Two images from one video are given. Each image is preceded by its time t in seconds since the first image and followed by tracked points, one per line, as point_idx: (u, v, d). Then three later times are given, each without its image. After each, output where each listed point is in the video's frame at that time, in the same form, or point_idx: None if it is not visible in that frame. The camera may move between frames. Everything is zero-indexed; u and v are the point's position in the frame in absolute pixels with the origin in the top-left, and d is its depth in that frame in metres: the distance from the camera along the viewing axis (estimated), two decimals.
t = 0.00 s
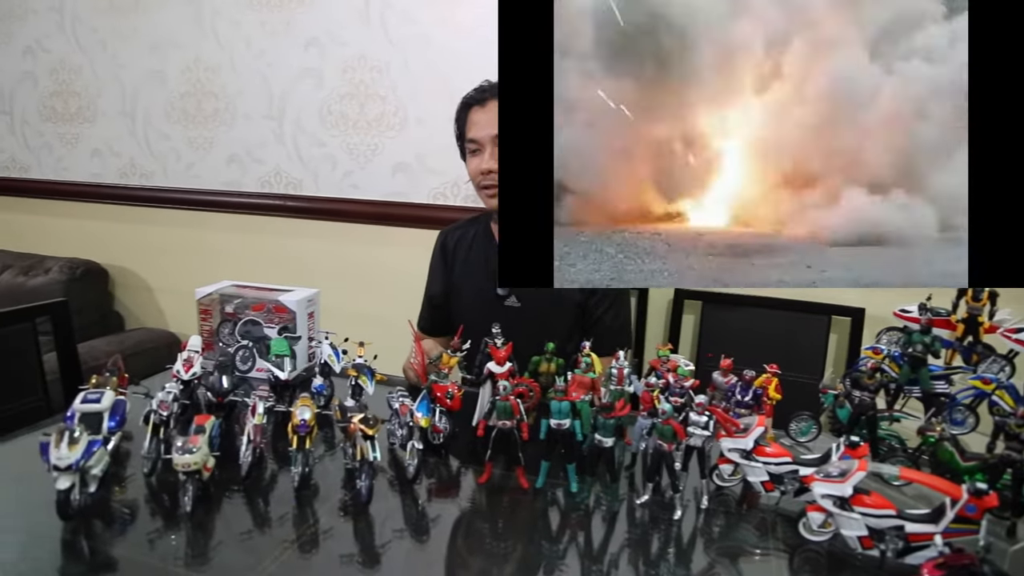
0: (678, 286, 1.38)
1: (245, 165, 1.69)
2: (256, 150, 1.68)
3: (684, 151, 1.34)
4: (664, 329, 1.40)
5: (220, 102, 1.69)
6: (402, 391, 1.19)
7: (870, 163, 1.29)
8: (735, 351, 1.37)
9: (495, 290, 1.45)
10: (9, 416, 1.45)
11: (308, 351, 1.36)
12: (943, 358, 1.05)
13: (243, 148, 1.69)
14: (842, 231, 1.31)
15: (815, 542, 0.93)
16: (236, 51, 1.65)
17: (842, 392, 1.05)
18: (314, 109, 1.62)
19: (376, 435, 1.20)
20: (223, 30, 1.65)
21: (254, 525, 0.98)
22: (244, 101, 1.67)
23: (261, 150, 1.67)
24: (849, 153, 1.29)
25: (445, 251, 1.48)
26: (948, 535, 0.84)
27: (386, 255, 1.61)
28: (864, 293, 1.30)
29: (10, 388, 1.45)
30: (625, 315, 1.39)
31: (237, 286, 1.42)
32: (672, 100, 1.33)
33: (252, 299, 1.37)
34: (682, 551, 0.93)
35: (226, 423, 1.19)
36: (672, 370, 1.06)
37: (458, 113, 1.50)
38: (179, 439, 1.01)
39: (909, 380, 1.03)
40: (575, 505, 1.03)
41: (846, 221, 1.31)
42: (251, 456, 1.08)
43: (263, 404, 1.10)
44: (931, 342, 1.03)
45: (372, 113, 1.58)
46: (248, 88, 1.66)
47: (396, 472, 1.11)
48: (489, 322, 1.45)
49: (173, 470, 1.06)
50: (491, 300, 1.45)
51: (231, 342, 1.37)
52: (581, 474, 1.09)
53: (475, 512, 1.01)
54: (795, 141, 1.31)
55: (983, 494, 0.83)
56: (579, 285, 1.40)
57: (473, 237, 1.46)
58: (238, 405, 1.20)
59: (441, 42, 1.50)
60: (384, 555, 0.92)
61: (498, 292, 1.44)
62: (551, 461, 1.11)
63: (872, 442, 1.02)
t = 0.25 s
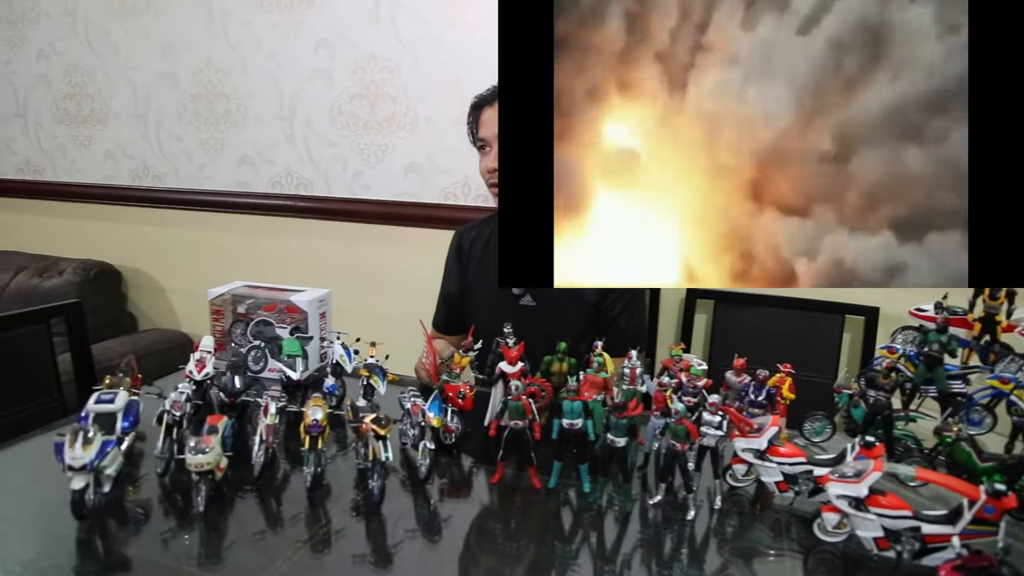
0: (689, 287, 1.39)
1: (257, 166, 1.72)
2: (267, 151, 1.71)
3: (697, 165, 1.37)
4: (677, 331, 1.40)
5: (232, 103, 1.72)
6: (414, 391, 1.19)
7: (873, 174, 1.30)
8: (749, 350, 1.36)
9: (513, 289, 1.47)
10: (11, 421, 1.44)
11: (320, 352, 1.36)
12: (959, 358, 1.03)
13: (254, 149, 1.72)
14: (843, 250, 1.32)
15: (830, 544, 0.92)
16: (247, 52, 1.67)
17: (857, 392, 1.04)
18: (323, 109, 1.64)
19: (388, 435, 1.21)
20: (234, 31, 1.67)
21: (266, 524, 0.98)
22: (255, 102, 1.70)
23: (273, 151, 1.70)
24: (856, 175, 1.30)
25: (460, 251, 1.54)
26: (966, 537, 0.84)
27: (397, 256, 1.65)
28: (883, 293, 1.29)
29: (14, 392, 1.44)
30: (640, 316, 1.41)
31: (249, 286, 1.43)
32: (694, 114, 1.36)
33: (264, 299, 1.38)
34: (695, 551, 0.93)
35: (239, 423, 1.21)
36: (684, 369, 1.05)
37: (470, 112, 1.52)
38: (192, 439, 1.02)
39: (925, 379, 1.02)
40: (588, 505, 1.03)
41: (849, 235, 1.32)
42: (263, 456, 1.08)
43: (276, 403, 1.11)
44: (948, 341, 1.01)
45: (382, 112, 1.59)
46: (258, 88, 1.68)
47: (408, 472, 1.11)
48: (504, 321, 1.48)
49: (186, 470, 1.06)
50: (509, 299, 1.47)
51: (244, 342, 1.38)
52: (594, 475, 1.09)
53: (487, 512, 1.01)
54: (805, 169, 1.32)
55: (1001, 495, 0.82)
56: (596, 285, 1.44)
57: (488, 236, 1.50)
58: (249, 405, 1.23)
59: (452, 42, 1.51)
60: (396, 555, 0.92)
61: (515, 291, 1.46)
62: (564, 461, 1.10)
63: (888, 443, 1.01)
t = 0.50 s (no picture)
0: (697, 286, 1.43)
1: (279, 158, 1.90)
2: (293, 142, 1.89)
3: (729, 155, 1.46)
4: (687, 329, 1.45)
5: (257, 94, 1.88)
6: (423, 388, 1.19)
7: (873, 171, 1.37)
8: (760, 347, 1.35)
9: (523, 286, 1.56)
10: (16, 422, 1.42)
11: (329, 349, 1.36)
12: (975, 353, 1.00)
13: (264, 148, 2.00)
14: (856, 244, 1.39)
15: (841, 542, 0.92)
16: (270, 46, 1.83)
17: (868, 389, 1.05)
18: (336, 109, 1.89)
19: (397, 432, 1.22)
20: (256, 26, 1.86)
21: (276, 522, 0.98)
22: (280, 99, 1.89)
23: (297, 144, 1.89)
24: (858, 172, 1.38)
25: (471, 248, 1.63)
26: (979, 536, 0.83)
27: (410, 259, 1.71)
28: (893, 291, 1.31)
29: (18, 394, 1.43)
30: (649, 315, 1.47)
31: (258, 284, 1.43)
32: (731, 113, 1.45)
33: (273, 297, 1.38)
34: (706, 550, 0.92)
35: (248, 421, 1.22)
36: (694, 367, 1.05)
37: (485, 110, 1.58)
38: (202, 437, 1.02)
39: (937, 376, 1.01)
40: (598, 502, 1.02)
41: (870, 225, 1.39)
42: (273, 453, 1.08)
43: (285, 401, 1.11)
44: (961, 338, 1.00)
45: (391, 110, 1.83)
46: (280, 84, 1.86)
47: (418, 469, 1.11)
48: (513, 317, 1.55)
49: (196, 467, 1.06)
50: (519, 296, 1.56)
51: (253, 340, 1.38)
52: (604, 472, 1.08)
53: (496, 510, 1.01)
54: (827, 164, 1.40)
55: (1015, 494, 0.80)
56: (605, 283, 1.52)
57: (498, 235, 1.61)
58: (259, 403, 1.25)
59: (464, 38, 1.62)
60: (406, 553, 0.91)
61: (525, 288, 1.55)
62: (573, 459, 1.10)
63: (900, 441, 1.01)
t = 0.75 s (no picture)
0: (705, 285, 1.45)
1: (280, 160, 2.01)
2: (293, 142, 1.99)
3: (734, 148, 1.49)
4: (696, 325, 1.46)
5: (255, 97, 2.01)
6: (430, 385, 1.19)
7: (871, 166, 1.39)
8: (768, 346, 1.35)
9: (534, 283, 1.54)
10: (16, 421, 1.42)
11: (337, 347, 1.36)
12: (986, 353, 0.98)
13: (273, 145, 2.02)
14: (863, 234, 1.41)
15: (850, 543, 0.91)
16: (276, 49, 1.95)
17: (877, 389, 1.04)
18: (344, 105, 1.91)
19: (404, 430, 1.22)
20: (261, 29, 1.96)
21: (283, 519, 0.98)
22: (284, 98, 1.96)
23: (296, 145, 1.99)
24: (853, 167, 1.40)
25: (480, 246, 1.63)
26: (989, 538, 0.82)
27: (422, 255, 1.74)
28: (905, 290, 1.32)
29: (19, 392, 1.43)
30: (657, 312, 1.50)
31: (267, 282, 1.44)
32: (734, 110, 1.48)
33: (282, 294, 1.39)
34: (713, 549, 0.92)
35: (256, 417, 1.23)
36: (702, 366, 1.04)
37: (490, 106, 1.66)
38: (210, 434, 1.02)
39: (947, 377, 1.00)
40: (605, 501, 1.02)
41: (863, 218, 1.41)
42: (280, 450, 1.08)
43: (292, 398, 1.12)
44: (971, 338, 0.98)
45: (400, 108, 1.85)
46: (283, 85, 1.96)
47: (425, 467, 1.11)
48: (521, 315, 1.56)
49: (204, 464, 1.07)
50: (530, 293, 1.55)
51: (261, 337, 1.38)
52: (610, 471, 1.08)
53: (503, 508, 1.01)
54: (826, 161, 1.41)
55: None
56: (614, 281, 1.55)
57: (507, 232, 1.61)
58: (266, 400, 1.24)
59: (468, 36, 1.74)
60: (412, 551, 0.91)
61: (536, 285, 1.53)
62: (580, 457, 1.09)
63: (908, 441, 0.99)
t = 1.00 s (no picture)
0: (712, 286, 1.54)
1: (285, 160, 2.03)
2: (294, 144, 2.01)
3: (720, 155, 1.59)
4: (702, 323, 1.56)
5: (258, 97, 2.02)
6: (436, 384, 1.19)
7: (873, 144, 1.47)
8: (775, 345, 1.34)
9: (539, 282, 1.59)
10: (18, 421, 1.40)
11: (343, 346, 1.36)
12: (995, 353, 0.98)
13: (280, 144, 2.03)
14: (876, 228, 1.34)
15: (858, 543, 0.91)
16: (276, 48, 1.97)
17: (886, 389, 1.03)
18: (350, 105, 1.91)
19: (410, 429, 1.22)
20: (262, 28, 1.97)
21: (290, 518, 0.98)
22: (282, 98, 2.00)
23: (299, 145, 2.00)
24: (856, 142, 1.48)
25: (485, 246, 1.72)
26: (999, 538, 0.81)
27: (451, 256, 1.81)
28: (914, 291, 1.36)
29: (22, 393, 1.42)
30: (664, 311, 1.49)
31: (274, 281, 1.44)
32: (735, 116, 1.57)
33: (289, 293, 1.39)
34: (720, 549, 0.91)
35: (263, 416, 1.23)
36: (710, 364, 1.03)
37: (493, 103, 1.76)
38: (216, 432, 1.02)
39: (957, 376, 0.98)
40: (612, 501, 1.02)
41: (859, 208, 1.51)
42: (286, 449, 1.08)
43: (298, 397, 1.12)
44: (982, 337, 0.96)
45: (407, 107, 1.85)
46: (285, 85, 1.98)
47: (431, 466, 1.11)
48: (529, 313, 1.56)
49: (210, 462, 1.07)
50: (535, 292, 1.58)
51: (269, 335, 1.37)
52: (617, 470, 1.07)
53: (509, 507, 1.01)
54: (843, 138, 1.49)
55: None
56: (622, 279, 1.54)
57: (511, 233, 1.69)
58: (275, 398, 1.26)
59: (473, 34, 1.74)
60: (419, 550, 0.91)
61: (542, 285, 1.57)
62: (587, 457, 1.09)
63: (918, 441, 0.99)
